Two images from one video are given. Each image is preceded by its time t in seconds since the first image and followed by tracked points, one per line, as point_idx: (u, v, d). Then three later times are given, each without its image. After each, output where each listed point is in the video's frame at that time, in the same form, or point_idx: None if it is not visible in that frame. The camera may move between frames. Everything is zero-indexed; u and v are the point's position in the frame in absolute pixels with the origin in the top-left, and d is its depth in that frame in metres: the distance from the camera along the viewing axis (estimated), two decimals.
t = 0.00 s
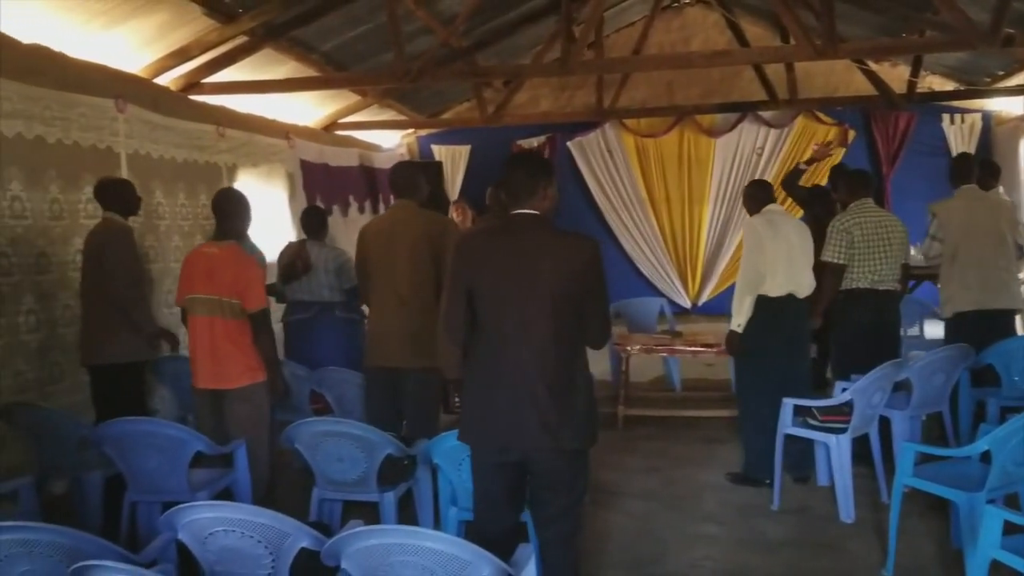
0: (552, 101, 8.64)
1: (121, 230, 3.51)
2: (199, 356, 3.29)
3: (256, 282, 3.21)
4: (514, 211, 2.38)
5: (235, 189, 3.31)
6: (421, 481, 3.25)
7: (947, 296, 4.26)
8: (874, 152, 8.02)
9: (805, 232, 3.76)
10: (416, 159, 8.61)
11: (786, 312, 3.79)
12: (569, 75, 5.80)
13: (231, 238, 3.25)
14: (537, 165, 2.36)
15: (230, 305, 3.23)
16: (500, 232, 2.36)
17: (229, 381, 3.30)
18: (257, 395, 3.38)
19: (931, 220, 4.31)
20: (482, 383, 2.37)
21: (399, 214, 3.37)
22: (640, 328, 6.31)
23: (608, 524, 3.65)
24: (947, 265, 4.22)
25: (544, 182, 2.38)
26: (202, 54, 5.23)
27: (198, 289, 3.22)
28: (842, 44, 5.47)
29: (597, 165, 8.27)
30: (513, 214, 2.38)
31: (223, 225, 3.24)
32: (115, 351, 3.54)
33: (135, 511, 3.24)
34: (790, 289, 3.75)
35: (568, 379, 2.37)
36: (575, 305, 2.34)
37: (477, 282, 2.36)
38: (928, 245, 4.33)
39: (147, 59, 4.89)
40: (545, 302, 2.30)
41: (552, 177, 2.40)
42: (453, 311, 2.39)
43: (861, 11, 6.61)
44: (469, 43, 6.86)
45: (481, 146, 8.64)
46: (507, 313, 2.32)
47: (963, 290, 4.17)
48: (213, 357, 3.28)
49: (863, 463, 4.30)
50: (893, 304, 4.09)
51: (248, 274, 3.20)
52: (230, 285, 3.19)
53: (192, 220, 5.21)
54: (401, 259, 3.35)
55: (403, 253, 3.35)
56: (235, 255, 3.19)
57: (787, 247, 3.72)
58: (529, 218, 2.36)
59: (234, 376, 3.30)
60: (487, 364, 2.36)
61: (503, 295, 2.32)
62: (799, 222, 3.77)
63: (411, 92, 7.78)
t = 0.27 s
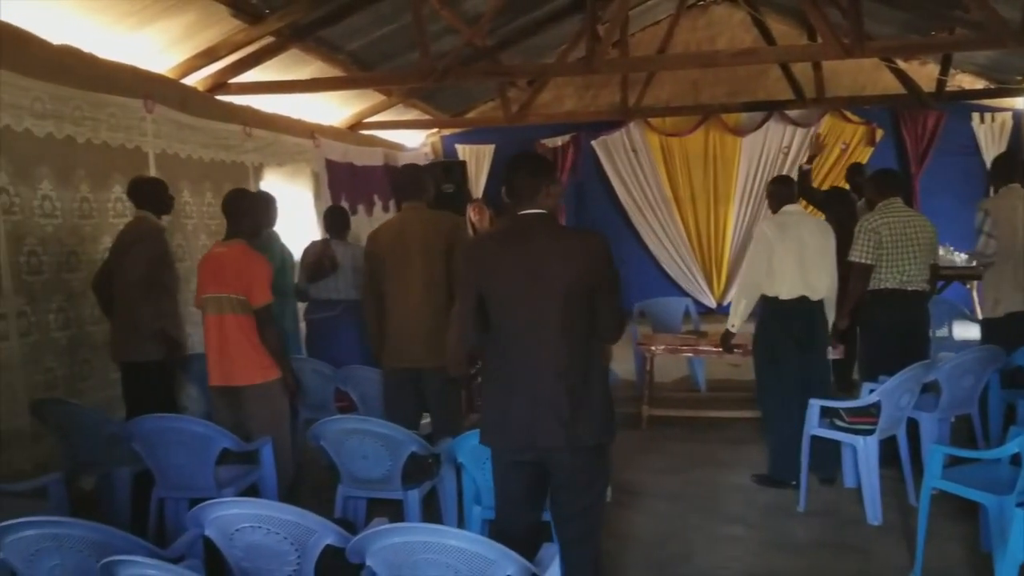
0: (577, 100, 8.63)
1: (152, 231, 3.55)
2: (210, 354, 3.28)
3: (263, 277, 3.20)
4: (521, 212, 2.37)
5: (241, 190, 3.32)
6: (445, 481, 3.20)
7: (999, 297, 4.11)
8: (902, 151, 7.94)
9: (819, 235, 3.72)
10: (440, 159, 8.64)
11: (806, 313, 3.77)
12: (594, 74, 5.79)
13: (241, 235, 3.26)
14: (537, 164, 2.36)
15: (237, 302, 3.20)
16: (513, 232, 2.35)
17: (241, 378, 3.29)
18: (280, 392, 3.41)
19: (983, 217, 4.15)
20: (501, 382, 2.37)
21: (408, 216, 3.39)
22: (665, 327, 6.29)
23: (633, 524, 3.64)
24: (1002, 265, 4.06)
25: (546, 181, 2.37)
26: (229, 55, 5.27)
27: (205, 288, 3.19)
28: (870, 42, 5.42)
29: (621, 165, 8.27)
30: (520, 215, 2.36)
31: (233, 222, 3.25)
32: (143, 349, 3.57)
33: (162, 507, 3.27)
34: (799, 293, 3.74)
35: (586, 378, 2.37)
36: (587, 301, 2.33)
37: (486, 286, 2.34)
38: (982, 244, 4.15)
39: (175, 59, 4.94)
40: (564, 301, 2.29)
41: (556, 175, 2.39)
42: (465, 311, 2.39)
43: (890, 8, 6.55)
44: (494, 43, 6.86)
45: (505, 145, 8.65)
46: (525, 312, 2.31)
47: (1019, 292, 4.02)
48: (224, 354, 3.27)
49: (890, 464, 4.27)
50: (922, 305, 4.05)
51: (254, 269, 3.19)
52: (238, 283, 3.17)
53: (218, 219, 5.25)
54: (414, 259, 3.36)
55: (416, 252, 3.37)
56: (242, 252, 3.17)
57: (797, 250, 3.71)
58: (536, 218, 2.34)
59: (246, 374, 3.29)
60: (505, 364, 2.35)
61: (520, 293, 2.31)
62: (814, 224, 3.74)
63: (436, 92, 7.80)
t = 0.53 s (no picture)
0: (597, 99, 8.62)
1: (173, 229, 3.57)
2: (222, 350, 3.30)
3: (269, 272, 3.19)
4: (522, 213, 2.39)
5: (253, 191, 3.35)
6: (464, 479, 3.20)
7: None
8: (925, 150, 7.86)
9: (826, 231, 3.72)
10: (461, 158, 8.65)
11: (823, 314, 3.76)
12: (614, 73, 5.78)
13: (254, 234, 3.27)
14: (537, 164, 2.37)
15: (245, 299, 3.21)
16: (523, 231, 2.35)
17: (250, 376, 3.29)
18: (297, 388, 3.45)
19: (1016, 213, 3.97)
20: (515, 380, 2.36)
21: (419, 216, 3.42)
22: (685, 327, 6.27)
23: (652, 524, 3.64)
24: None
25: (546, 180, 2.39)
26: (251, 55, 5.30)
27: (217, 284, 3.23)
28: (892, 40, 5.38)
29: (642, 164, 8.26)
30: (522, 215, 2.38)
31: (249, 222, 3.27)
32: (165, 347, 3.61)
33: (183, 504, 3.30)
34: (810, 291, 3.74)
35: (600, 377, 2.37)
36: (598, 297, 2.33)
37: (492, 289, 2.36)
38: (1015, 239, 3.97)
39: (197, 59, 4.98)
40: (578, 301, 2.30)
41: (553, 175, 2.40)
42: (477, 310, 2.40)
43: (913, 6, 6.49)
44: (515, 42, 6.87)
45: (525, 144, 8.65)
46: (541, 311, 2.31)
47: None
48: (233, 352, 3.27)
49: (912, 465, 4.23)
50: (944, 305, 4.02)
51: (260, 264, 3.18)
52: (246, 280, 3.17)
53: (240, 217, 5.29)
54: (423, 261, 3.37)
55: (429, 251, 3.39)
56: (252, 250, 3.18)
57: (804, 248, 3.74)
58: (538, 217, 2.36)
59: (254, 372, 3.28)
60: (518, 364, 2.35)
61: (533, 291, 2.31)
62: (822, 221, 3.75)
63: (456, 91, 7.81)
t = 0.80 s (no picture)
0: (608, 96, 8.62)
1: (184, 225, 3.59)
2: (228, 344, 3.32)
3: (271, 264, 3.19)
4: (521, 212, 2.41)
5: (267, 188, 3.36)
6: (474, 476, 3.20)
7: None
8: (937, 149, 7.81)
9: (837, 227, 3.71)
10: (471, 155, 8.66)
11: (837, 311, 3.74)
12: (625, 70, 5.77)
13: (265, 231, 3.28)
14: (535, 166, 2.40)
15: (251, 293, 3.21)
16: (529, 228, 2.36)
17: (255, 370, 3.30)
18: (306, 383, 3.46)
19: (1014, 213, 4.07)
20: (524, 377, 2.36)
21: (425, 215, 3.44)
22: (695, 325, 6.26)
23: (660, 521, 3.64)
24: None
25: (544, 178, 2.41)
26: (262, 51, 5.31)
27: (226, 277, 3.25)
28: (905, 38, 5.35)
29: (652, 162, 8.25)
30: (521, 214, 2.40)
31: (259, 217, 3.28)
32: (176, 343, 3.62)
33: (194, 499, 3.31)
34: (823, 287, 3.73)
35: (609, 373, 2.37)
36: (605, 293, 2.34)
37: (493, 289, 2.38)
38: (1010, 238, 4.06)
39: (208, 56, 4.99)
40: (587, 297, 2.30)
41: (549, 175, 2.41)
42: (485, 306, 2.41)
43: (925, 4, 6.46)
44: (526, 38, 6.86)
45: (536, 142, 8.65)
46: (551, 308, 2.30)
47: None
48: (239, 346, 3.28)
49: (922, 465, 4.22)
50: (955, 303, 4.00)
51: (262, 256, 3.18)
52: (251, 274, 3.18)
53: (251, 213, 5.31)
54: (429, 257, 3.38)
55: (438, 248, 3.39)
56: (258, 243, 3.19)
57: (816, 245, 3.74)
58: (537, 215, 2.37)
59: (258, 366, 3.29)
60: (527, 360, 2.35)
61: (541, 289, 2.31)
62: (836, 218, 3.73)
63: (467, 88, 7.82)
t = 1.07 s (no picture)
0: (619, 95, 8.61)
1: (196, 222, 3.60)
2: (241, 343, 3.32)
3: (278, 257, 3.20)
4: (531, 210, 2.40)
5: (268, 183, 3.37)
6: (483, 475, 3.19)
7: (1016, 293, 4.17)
8: (949, 149, 7.76)
9: (867, 227, 3.65)
10: (481, 153, 8.67)
11: (853, 311, 3.72)
12: (636, 69, 5.76)
13: (275, 228, 3.29)
14: (544, 163, 2.39)
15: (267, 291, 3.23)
16: (538, 226, 2.35)
17: (268, 367, 3.31)
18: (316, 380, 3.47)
19: (1003, 215, 4.26)
20: (534, 375, 2.36)
21: (437, 214, 3.43)
22: (705, 324, 6.24)
23: (669, 521, 3.63)
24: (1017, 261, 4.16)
25: (554, 176, 2.40)
26: (273, 49, 5.32)
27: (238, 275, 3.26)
28: (918, 38, 5.32)
29: (662, 161, 8.24)
30: (532, 212, 2.39)
31: (268, 215, 3.29)
32: (187, 339, 3.63)
33: (204, 495, 3.33)
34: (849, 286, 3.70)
35: (619, 371, 2.37)
36: (616, 293, 2.32)
37: (502, 287, 2.38)
38: (999, 240, 4.25)
39: (219, 53, 5.00)
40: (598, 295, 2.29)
41: (559, 173, 2.41)
42: (495, 303, 2.41)
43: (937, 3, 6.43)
44: (536, 37, 6.86)
45: (546, 140, 8.65)
46: (561, 307, 2.30)
47: None
48: (252, 343, 3.29)
49: (933, 466, 4.20)
50: (966, 303, 3.99)
51: (268, 250, 3.19)
52: (264, 271, 3.20)
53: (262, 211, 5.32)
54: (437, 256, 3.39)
55: (449, 247, 3.39)
56: (269, 241, 3.20)
57: (843, 244, 3.70)
58: (545, 213, 2.37)
59: (271, 363, 3.30)
60: (537, 358, 2.35)
61: (551, 287, 2.30)
62: (866, 218, 3.66)
63: (477, 86, 7.82)
